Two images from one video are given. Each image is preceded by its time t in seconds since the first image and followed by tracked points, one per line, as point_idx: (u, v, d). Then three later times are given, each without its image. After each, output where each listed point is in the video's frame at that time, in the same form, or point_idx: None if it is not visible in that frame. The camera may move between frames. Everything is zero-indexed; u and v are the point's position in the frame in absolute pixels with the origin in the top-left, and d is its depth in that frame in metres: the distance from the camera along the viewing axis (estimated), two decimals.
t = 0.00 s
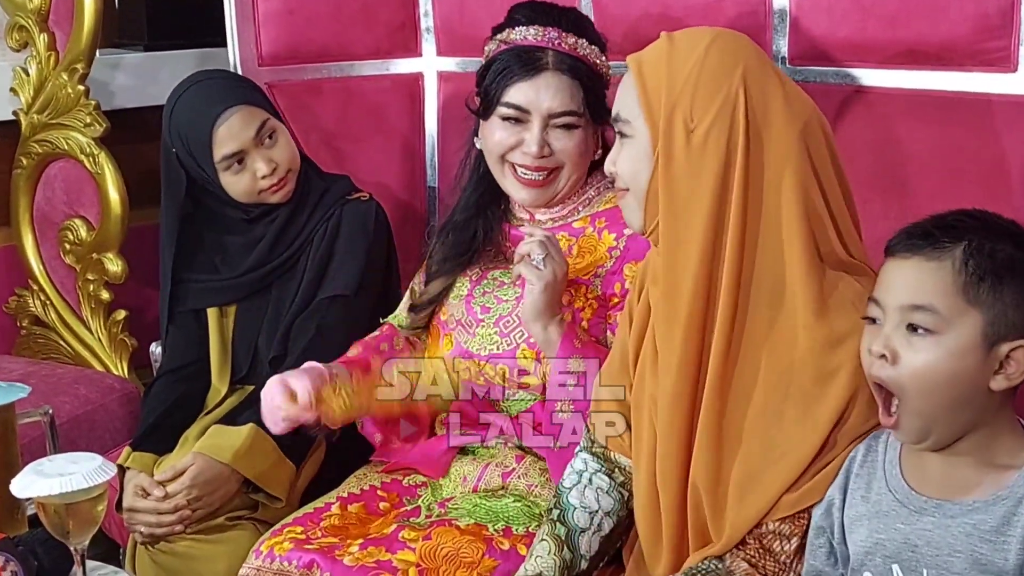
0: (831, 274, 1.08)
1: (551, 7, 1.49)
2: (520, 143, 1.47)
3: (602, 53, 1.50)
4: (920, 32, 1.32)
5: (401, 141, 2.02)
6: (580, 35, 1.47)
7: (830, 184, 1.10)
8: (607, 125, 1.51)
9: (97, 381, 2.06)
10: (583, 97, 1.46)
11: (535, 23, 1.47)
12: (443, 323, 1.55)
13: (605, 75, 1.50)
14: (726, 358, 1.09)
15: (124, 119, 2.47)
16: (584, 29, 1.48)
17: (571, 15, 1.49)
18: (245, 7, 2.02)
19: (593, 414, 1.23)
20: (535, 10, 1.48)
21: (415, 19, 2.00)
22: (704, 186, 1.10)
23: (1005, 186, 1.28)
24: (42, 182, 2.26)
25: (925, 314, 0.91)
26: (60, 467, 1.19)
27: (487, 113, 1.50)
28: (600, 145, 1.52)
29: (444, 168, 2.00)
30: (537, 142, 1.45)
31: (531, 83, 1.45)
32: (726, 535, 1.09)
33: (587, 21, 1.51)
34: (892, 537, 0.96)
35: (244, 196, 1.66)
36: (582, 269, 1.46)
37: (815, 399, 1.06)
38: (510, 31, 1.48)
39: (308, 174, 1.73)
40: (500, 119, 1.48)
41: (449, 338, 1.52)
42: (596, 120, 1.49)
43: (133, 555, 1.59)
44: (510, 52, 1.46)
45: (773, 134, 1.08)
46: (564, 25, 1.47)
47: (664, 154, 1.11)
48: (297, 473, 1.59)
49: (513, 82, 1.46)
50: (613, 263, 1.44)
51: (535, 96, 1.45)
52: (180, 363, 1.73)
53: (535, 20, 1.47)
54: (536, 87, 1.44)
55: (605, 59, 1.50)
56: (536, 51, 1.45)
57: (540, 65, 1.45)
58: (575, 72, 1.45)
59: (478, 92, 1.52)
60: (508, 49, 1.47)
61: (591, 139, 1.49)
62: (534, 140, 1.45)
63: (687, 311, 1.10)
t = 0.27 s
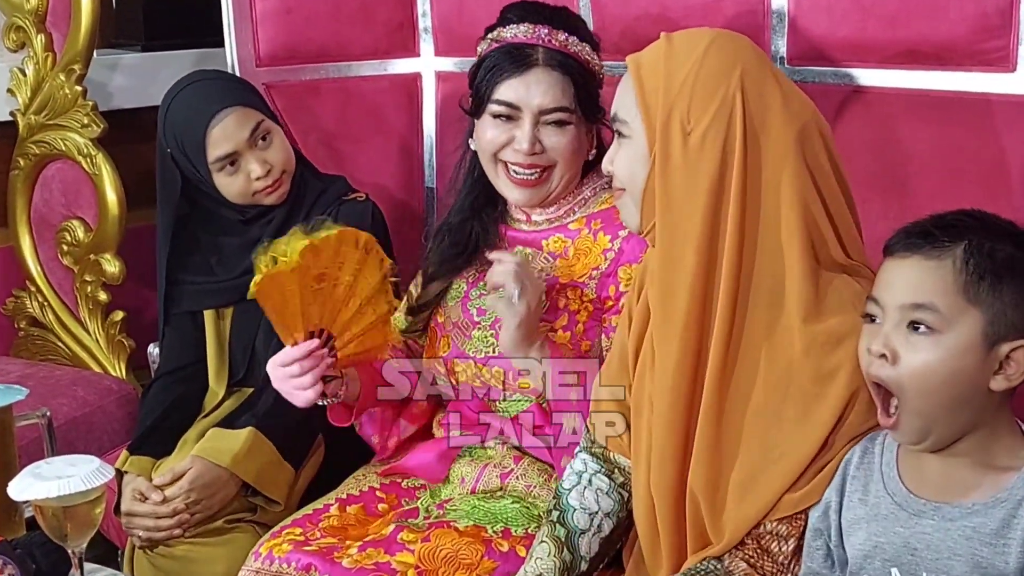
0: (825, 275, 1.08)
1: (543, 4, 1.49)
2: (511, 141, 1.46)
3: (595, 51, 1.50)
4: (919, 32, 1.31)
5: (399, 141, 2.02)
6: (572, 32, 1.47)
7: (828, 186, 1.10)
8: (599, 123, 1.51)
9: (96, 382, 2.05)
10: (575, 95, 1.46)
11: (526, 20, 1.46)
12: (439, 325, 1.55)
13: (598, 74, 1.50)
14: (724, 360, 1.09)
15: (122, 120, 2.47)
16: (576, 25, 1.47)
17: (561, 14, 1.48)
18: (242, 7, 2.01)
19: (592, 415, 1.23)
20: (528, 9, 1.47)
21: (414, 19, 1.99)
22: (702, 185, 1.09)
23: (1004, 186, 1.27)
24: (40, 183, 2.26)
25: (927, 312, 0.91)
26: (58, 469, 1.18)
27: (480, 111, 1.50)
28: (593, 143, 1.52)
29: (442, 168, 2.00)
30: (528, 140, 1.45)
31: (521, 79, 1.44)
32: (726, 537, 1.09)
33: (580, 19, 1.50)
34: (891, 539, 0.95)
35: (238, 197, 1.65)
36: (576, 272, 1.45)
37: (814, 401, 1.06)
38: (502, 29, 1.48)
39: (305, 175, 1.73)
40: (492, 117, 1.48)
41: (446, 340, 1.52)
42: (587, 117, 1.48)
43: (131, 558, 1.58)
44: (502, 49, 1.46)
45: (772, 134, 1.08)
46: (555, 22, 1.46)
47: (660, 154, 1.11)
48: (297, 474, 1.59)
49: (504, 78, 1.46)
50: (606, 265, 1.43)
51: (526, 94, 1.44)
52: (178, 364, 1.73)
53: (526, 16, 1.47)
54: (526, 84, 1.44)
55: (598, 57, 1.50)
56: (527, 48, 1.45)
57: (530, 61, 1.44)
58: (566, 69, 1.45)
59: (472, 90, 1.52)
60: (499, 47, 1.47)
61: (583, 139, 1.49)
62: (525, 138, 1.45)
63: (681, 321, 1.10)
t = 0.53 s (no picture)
0: (820, 275, 1.08)
1: None
2: (517, 134, 1.46)
3: (600, 46, 1.50)
4: (918, 31, 1.31)
5: (398, 141, 2.02)
6: (576, 26, 1.47)
7: (828, 186, 1.10)
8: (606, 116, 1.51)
9: (95, 382, 2.05)
10: (580, 88, 1.46)
11: (530, 15, 1.47)
12: (440, 324, 1.55)
13: (602, 68, 1.50)
14: (722, 359, 1.09)
15: (120, 119, 2.47)
16: (580, 20, 1.48)
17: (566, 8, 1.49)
18: (241, 6, 2.01)
19: (593, 415, 1.23)
20: (532, 5, 1.48)
21: (412, 18, 1.99)
22: (702, 185, 1.09)
23: (1003, 185, 1.28)
24: (39, 182, 2.26)
25: (926, 310, 0.91)
26: (58, 470, 1.18)
27: (485, 105, 1.50)
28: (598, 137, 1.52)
29: (440, 168, 2.00)
30: (534, 133, 1.44)
31: (527, 72, 1.45)
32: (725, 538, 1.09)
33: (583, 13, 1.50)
34: (890, 539, 0.95)
35: (232, 198, 1.65)
36: (578, 273, 1.44)
37: (814, 402, 1.06)
38: (507, 24, 1.48)
39: (300, 174, 1.73)
40: (497, 111, 1.48)
41: (448, 338, 1.53)
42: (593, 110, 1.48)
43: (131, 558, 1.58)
44: (506, 44, 1.47)
45: (772, 134, 1.08)
46: (560, 16, 1.47)
47: (661, 152, 1.11)
48: (297, 478, 1.59)
49: (509, 73, 1.46)
50: (609, 266, 1.42)
51: (531, 86, 1.44)
52: (177, 367, 1.72)
53: (531, 12, 1.47)
54: (531, 77, 1.44)
55: (602, 51, 1.50)
56: (533, 40, 1.45)
57: (534, 54, 1.45)
58: (570, 62, 1.45)
59: (477, 86, 1.52)
60: (504, 41, 1.47)
61: (589, 133, 1.48)
62: (531, 130, 1.44)
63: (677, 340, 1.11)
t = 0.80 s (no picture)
0: (824, 274, 1.09)
1: None
2: (521, 136, 1.46)
3: (602, 43, 1.50)
4: (918, 30, 1.31)
5: (397, 142, 2.02)
6: (576, 26, 1.47)
7: (831, 185, 1.09)
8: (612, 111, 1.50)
9: (92, 383, 2.04)
10: (582, 87, 1.45)
11: (530, 16, 1.48)
12: (442, 315, 1.56)
13: (605, 64, 1.50)
14: (726, 359, 1.09)
15: (117, 120, 2.46)
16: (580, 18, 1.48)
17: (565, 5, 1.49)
18: (238, 6, 2.00)
19: (593, 415, 1.23)
20: (532, 4, 1.49)
21: (410, 17, 2.00)
22: (705, 187, 1.09)
23: (1004, 184, 1.27)
24: (36, 183, 2.25)
25: (928, 316, 0.91)
26: (56, 471, 1.17)
27: (490, 107, 1.50)
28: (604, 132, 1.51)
29: (438, 169, 2.00)
30: (537, 134, 1.44)
31: (528, 74, 1.45)
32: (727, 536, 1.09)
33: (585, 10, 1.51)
34: (898, 540, 0.95)
35: (231, 197, 1.65)
36: (583, 264, 1.45)
37: (817, 401, 1.06)
38: (508, 26, 1.49)
39: (297, 175, 1.72)
40: (501, 113, 1.48)
41: (449, 330, 1.54)
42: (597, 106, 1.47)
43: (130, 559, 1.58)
44: (508, 45, 1.47)
45: (776, 133, 1.08)
46: (560, 15, 1.47)
47: (666, 149, 1.11)
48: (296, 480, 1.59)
49: (511, 75, 1.46)
50: (615, 259, 1.43)
51: (533, 88, 1.45)
52: (173, 368, 1.72)
53: (531, 13, 1.48)
54: (533, 78, 1.45)
55: (604, 48, 1.50)
56: (533, 41, 1.46)
57: (535, 56, 1.45)
58: (571, 62, 1.45)
59: (482, 88, 1.52)
60: (505, 44, 1.48)
61: (594, 130, 1.48)
62: (534, 132, 1.44)
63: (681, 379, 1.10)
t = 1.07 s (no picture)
0: (830, 273, 1.09)
1: (564, 15, 1.47)
2: (521, 153, 1.46)
3: (613, 66, 1.48)
4: (916, 29, 1.31)
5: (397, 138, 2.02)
6: (591, 50, 1.45)
7: (836, 184, 1.09)
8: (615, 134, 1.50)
9: (90, 382, 2.04)
10: (588, 113, 1.45)
11: (547, 32, 1.45)
12: (439, 316, 1.54)
13: (614, 87, 1.48)
14: (731, 357, 1.08)
15: (115, 118, 2.46)
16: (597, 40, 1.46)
17: (583, 25, 1.46)
18: (235, 4, 1.99)
19: (592, 415, 1.22)
20: (549, 17, 1.46)
21: (409, 16, 2.00)
22: (708, 188, 1.09)
23: (1002, 184, 1.27)
24: (33, 181, 2.25)
25: (936, 323, 0.91)
26: (53, 470, 1.17)
27: (492, 116, 1.49)
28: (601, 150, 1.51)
29: (437, 167, 2.00)
30: (536, 155, 1.44)
31: (537, 94, 1.44)
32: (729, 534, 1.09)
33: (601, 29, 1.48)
34: (901, 544, 0.95)
35: (236, 194, 1.65)
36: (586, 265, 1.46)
37: (821, 400, 1.06)
38: (522, 38, 1.46)
39: (302, 171, 1.73)
40: (503, 127, 1.47)
41: (447, 331, 1.51)
42: (600, 134, 1.47)
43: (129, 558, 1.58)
44: (522, 60, 1.45)
45: (782, 131, 1.08)
46: (576, 35, 1.45)
47: (671, 146, 1.11)
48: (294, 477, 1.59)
49: (518, 91, 1.45)
50: (619, 261, 1.44)
51: (539, 108, 1.44)
52: (173, 364, 1.72)
53: (548, 28, 1.45)
54: (540, 99, 1.43)
55: (615, 74, 1.49)
56: (546, 62, 1.44)
57: (547, 77, 1.43)
58: (581, 90, 1.44)
59: (487, 95, 1.52)
60: (518, 57, 1.46)
61: (593, 155, 1.48)
62: (533, 152, 1.44)
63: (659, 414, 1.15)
